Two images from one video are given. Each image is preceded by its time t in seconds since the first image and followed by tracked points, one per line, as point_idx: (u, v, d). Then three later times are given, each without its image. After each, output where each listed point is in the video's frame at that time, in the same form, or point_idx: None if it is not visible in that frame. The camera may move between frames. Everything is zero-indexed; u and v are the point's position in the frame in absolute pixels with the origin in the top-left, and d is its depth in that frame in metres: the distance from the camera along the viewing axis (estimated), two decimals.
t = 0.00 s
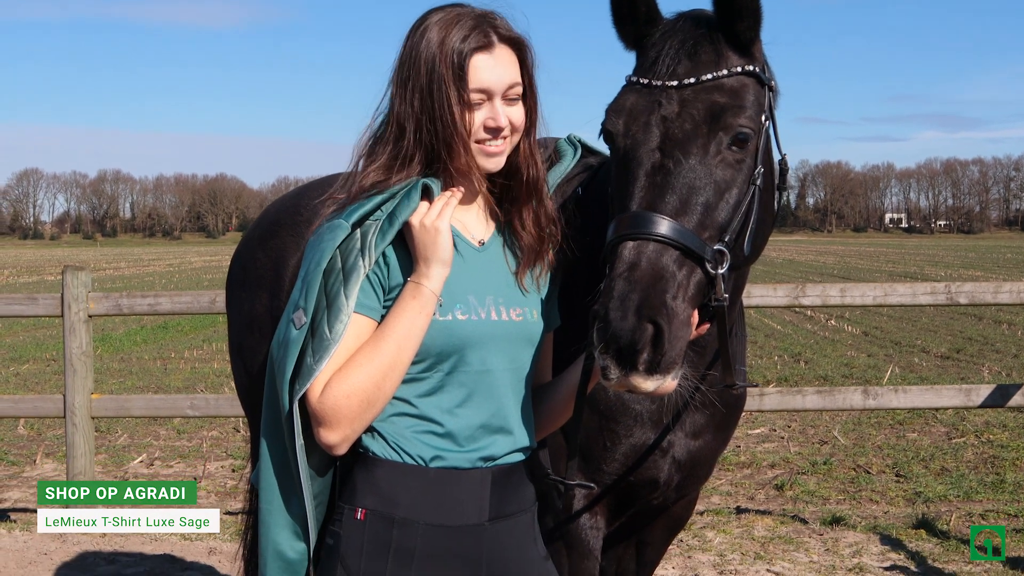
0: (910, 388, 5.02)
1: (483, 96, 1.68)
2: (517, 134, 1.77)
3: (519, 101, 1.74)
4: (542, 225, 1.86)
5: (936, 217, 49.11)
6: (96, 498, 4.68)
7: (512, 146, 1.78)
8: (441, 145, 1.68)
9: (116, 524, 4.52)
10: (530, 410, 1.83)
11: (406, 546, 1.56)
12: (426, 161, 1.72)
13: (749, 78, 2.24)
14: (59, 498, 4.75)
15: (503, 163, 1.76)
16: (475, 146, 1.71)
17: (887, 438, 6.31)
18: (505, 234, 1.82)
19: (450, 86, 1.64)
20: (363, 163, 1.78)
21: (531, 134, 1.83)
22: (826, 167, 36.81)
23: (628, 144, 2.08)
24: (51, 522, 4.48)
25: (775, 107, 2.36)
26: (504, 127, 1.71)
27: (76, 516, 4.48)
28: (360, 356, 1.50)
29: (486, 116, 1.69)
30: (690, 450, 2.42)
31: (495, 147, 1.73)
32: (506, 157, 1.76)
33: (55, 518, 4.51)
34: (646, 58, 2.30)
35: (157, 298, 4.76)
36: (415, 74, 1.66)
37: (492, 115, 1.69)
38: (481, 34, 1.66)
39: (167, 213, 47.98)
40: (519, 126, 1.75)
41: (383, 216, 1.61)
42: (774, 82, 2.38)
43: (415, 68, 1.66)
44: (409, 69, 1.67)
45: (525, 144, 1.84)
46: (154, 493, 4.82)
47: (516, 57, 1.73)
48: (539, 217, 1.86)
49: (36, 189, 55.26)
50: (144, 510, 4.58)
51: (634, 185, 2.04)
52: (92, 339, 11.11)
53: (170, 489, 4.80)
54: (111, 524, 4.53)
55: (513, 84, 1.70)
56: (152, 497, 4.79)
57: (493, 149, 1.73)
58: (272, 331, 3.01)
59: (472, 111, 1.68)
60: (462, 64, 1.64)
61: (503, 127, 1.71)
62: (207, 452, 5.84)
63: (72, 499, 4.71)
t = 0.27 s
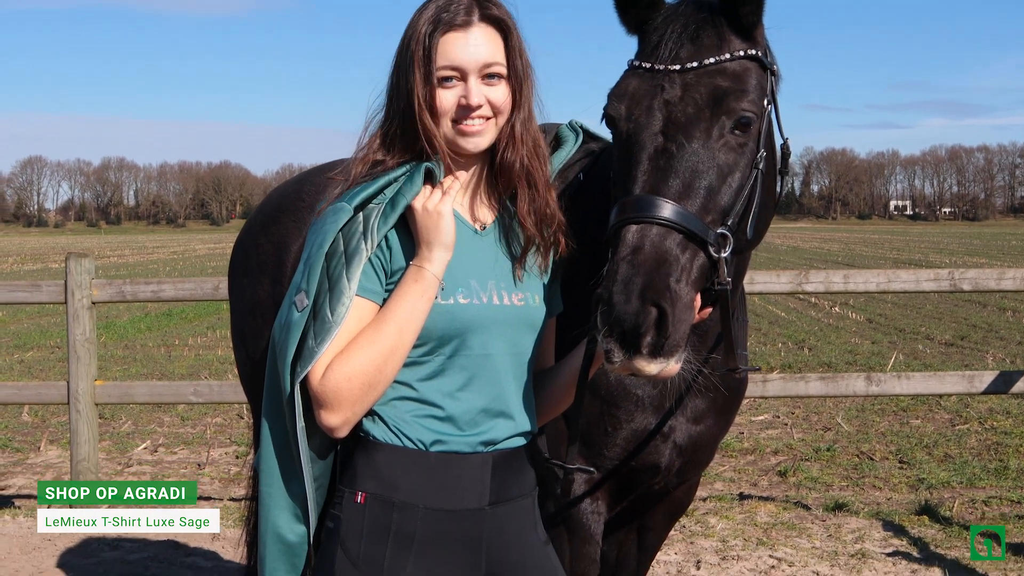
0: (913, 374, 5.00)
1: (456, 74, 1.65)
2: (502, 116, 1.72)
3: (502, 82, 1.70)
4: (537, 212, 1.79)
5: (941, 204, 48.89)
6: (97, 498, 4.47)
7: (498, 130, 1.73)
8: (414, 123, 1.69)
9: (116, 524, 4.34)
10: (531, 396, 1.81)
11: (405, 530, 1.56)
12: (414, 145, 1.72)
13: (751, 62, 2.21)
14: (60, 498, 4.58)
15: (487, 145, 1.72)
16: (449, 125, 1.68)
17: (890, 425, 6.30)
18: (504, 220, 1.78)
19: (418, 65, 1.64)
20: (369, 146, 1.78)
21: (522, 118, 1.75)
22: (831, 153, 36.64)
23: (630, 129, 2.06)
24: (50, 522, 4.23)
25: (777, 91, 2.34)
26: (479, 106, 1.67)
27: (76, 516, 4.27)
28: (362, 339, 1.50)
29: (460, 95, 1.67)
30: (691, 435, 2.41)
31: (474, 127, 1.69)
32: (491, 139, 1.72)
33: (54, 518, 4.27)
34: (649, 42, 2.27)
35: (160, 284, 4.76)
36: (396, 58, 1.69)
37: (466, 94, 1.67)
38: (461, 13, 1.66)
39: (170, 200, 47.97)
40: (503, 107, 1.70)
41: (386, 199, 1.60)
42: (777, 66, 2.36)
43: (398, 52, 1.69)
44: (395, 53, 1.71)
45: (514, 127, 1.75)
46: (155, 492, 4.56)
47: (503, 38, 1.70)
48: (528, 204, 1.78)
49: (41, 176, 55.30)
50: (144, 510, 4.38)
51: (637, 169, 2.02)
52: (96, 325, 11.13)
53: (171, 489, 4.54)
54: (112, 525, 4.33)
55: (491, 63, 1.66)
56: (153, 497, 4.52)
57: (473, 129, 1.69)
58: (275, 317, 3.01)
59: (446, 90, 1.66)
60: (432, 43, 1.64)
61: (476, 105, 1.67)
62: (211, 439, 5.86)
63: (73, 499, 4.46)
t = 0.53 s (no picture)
0: (916, 352, 4.98)
1: (443, 53, 1.65)
2: (493, 94, 1.71)
3: (491, 61, 1.68)
4: (534, 187, 1.77)
5: (948, 182, 48.59)
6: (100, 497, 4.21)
7: (490, 107, 1.72)
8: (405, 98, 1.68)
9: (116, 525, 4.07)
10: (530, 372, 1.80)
11: (405, 503, 1.55)
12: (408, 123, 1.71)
13: (752, 39, 2.18)
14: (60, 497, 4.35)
15: (478, 122, 1.71)
16: (438, 103, 1.68)
17: (893, 403, 6.30)
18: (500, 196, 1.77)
19: (404, 46, 1.64)
20: (372, 121, 1.76)
21: (515, 97, 1.72)
22: (836, 131, 36.37)
23: (630, 105, 2.04)
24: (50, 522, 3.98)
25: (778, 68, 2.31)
26: (466, 84, 1.66)
27: (76, 517, 4.02)
28: (362, 312, 1.49)
29: (447, 74, 1.66)
30: (691, 410, 2.41)
31: (464, 105, 1.69)
32: (481, 116, 1.71)
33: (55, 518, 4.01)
34: (649, 18, 2.24)
35: (163, 263, 4.76)
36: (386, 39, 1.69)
37: (454, 72, 1.66)
38: None
39: (174, 180, 47.89)
40: (493, 84, 1.69)
41: (386, 173, 1.59)
42: (778, 42, 2.32)
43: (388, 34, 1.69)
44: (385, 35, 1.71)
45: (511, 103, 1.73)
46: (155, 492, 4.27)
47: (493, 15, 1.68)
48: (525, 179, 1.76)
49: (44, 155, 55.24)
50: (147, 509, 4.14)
51: (637, 145, 2.00)
52: (101, 305, 11.16)
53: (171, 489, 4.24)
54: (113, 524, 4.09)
55: (478, 41, 1.65)
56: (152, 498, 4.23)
57: (463, 107, 1.69)
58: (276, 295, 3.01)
59: (434, 69, 1.66)
60: (418, 23, 1.64)
61: (463, 84, 1.66)
62: (215, 417, 5.88)
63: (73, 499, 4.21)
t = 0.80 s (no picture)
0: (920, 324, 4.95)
1: (440, 25, 1.61)
2: (490, 65, 1.67)
3: (489, 32, 1.65)
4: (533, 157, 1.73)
5: (954, 155, 48.18)
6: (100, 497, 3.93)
7: (488, 79, 1.69)
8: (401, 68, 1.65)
9: (116, 524, 3.81)
10: (531, 342, 1.77)
11: (406, 472, 1.53)
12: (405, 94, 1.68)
13: (754, 6, 2.12)
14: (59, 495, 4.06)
15: (476, 94, 1.68)
16: (435, 76, 1.65)
17: (896, 375, 6.29)
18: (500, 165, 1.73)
19: (399, 19, 1.61)
20: (370, 92, 1.72)
21: (513, 68, 1.69)
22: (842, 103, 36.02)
23: (631, 74, 2.00)
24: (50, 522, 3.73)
25: (780, 35, 2.25)
26: (463, 56, 1.63)
27: (76, 516, 3.76)
28: (360, 281, 1.46)
29: (444, 46, 1.63)
30: (693, 381, 2.39)
31: (462, 77, 1.66)
32: (480, 88, 1.68)
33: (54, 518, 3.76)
34: None
35: (164, 237, 4.73)
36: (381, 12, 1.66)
37: (450, 45, 1.62)
38: None
39: (176, 155, 47.71)
40: (490, 56, 1.66)
41: (382, 141, 1.57)
42: (781, 10, 2.26)
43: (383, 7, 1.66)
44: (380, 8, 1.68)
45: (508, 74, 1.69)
46: (155, 493, 4.03)
47: None
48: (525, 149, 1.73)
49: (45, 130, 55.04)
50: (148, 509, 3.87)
51: (637, 115, 1.96)
52: (104, 280, 11.17)
53: (170, 489, 4.01)
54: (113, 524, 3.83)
55: (475, 12, 1.61)
56: (151, 498, 3.98)
57: (461, 79, 1.66)
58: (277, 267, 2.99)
59: (430, 42, 1.63)
60: None
61: (460, 56, 1.62)
62: (218, 391, 5.89)
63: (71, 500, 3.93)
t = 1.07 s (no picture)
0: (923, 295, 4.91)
1: None
2: (490, 39, 1.65)
3: (490, 7, 1.63)
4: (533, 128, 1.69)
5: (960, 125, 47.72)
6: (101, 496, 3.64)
7: (486, 53, 1.66)
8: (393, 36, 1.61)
9: (116, 525, 3.53)
10: (530, 309, 1.74)
11: (405, 440, 1.51)
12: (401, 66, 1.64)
13: None
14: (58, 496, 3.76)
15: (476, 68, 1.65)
16: (435, 50, 1.62)
17: (899, 346, 6.28)
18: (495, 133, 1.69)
19: None
20: (363, 60, 1.67)
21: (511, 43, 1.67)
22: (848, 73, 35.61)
23: (632, 39, 1.95)
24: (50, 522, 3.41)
25: None
26: (464, 32, 1.60)
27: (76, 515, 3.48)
28: (355, 250, 1.44)
29: (445, 20, 1.60)
30: (695, 349, 2.36)
31: (462, 52, 1.63)
32: (479, 62, 1.65)
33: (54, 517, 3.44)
34: None
35: (164, 209, 4.70)
36: None
37: (451, 19, 1.60)
38: None
39: (177, 128, 47.41)
40: (489, 31, 1.63)
41: (374, 111, 1.52)
42: None
43: None
44: None
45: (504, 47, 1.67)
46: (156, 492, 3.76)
47: None
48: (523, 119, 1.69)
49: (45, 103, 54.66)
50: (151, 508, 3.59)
51: (639, 81, 1.91)
52: (105, 253, 11.16)
53: (170, 489, 3.72)
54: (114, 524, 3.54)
55: None
56: (151, 498, 3.71)
57: (461, 53, 1.63)
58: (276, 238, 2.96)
59: (431, 16, 1.59)
60: None
61: (462, 30, 1.60)
62: (220, 364, 5.89)
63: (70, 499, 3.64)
